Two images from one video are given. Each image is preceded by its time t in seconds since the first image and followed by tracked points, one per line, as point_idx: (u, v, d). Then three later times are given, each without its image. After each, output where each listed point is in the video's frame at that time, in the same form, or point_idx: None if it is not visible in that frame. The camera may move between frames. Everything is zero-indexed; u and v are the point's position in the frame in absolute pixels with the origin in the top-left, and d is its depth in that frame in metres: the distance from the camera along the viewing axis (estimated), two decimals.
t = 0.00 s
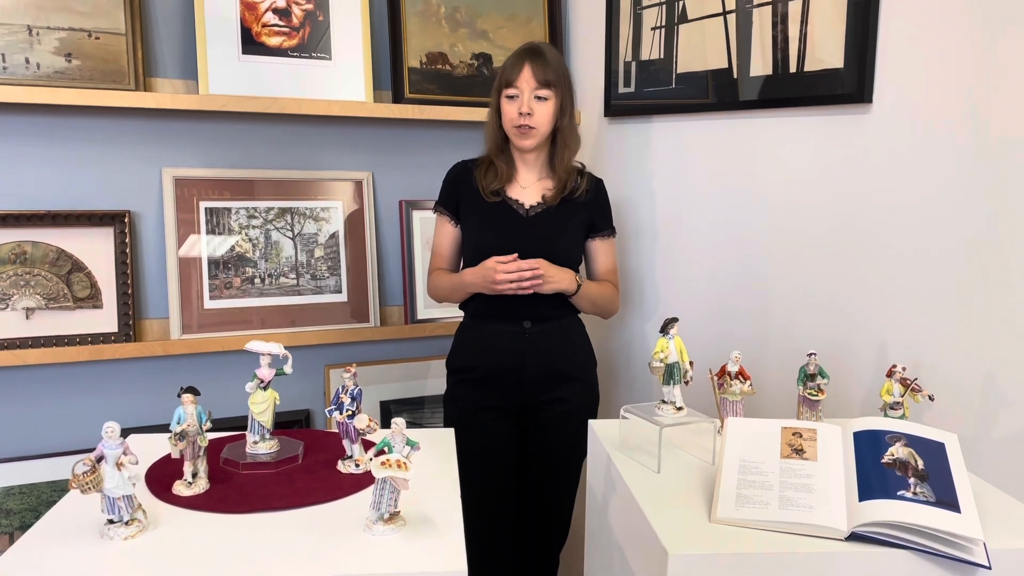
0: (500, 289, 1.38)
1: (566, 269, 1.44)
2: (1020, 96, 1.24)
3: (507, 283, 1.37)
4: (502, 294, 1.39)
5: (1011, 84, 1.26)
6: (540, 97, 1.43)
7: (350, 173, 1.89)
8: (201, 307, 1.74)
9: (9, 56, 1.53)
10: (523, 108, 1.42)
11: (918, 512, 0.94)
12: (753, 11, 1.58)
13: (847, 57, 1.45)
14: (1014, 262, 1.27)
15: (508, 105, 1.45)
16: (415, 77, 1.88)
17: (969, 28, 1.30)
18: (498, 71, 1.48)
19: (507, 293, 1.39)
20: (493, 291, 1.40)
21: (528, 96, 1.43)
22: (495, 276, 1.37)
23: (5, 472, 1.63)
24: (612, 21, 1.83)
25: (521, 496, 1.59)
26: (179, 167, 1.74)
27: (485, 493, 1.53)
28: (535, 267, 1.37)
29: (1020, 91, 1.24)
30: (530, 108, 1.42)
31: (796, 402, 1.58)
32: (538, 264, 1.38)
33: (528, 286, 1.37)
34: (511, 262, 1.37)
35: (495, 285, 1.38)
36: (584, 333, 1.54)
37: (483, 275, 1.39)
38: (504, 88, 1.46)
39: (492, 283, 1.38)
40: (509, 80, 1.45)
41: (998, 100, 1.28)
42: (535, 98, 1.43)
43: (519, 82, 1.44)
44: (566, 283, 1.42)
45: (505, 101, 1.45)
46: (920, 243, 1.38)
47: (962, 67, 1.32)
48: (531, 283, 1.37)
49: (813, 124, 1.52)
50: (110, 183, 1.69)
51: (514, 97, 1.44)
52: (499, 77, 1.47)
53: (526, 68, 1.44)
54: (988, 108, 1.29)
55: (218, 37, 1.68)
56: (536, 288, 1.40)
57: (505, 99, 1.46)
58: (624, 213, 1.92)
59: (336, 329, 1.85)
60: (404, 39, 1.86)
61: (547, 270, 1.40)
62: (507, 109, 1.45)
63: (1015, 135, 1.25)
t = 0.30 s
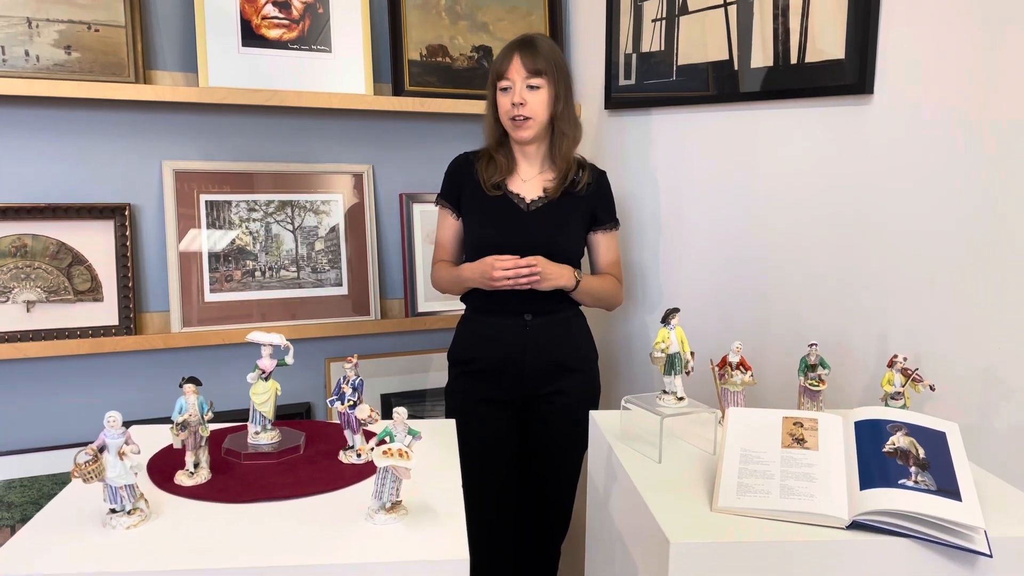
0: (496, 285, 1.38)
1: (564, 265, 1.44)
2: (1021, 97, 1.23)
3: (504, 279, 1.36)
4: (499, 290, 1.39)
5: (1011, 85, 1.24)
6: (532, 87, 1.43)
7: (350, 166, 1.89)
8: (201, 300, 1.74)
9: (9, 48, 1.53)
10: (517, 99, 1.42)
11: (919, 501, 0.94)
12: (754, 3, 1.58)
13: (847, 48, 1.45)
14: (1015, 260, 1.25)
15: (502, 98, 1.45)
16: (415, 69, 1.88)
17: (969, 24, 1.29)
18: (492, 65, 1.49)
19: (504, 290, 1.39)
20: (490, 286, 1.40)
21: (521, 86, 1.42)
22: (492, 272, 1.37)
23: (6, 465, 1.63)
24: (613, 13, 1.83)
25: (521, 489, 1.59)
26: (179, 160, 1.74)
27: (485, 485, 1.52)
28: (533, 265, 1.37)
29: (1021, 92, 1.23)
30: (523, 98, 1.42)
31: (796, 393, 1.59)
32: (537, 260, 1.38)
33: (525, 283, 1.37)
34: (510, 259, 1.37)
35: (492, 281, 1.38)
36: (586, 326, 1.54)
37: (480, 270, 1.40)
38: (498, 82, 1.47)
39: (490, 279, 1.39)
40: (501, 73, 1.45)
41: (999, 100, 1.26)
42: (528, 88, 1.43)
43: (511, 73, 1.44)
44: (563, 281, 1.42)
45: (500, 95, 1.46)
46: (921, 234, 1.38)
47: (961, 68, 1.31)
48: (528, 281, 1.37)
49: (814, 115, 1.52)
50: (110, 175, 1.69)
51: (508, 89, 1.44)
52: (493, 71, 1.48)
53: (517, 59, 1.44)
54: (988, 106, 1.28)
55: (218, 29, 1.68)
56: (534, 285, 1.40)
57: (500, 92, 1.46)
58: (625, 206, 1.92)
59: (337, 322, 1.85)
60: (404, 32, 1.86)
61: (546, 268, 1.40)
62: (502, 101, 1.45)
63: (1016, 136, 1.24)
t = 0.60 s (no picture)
0: (501, 276, 1.38)
1: (568, 256, 1.44)
2: (1021, 96, 1.22)
3: (508, 268, 1.36)
4: (503, 280, 1.39)
5: (1012, 85, 1.23)
6: (534, 81, 1.43)
7: (349, 160, 1.89)
8: (201, 294, 1.74)
9: (7, 42, 1.52)
10: (518, 93, 1.42)
11: (918, 491, 0.94)
12: None
13: (847, 40, 1.44)
14: (1014, 255, 1.25)
15: (503, 92, 1.45)
16: (414, 63, 1.87)
17: (969, 18, 1.29)
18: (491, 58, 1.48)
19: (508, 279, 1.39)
20: (494, 276, 1.39)
21: (522, 81, 1.42)
22: (496, 262, 1.36)
23: (6, 459, 1.64)
24: (612, 6, 1.82)
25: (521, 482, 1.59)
26: (178, 154, 1.74)
27: (486, 478, 1.53)
28: (536, 253, 1.36)
29: (1021, 91, 1.22)
30: (525, 93, 1.42)
31: (796, 386, 1.59)
32: (541, 250, 1.37)
33: (529, 273, 1.37)
34: (513, 247, 1.37)
35: (496, 271, 1.38)
36: (586, 318, 1.54)
37: (484, 260, 1.39)
38: (498, 75, 1.46)
39: (493, 269, 1.38)
40: (502, 67, 1.44)
41: (998, 99, 1.25)
42: (529, 83, 1.43)
43: (512, 68, 1.43)
44: (566, 270, 1.41)
45: (500, 88, 1.45)
46: (920, 227, 1.38)
47: (961, 67, 1.30)
48: (533, 272, 1.38)
49: (814, 108, 1.52)
50: (109, 169, 1.69)
51: (508, 83, 1.44)
52: (493, 65, 1.47)
53: (517, 52, 1.43)
54: (987, 103, 1.27)
55: (216, 23, 1.67)
56: (537, 276, 1.40)
57: (500, 86, 1.46)
58: (624, 199, 1.92)
59: (336, 316, 1.85)
60: (403, 25, 1.85)
61: (550, 258, 1.40)
62: (502, 95, 1.45)
63: (1016, 135, 1.23)
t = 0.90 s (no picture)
0: (502, 268, 1.37)
1: (569, 249, 1.43)
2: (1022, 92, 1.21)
3: (508, 259, 1.35)
4: (504, 271, 1.38)
5: (1011, 85, 1.23)
6: (539, 74, 1.43)
7: (347, 155, 1.88)
8: (199, 290, 1.73)
9: (4, 36, 1.52)
10: (524, 87, 1.41)
11: (919, 485, 0.94)
12: None
13: (847, 33, 1.44)
14: (1014, 249, 1.25)
15: (506, 84, 1.44)
16: (412, 57, 1.86)
17: (970, 11, 1.28)
18: (492, 51, 1.47)
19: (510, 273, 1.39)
20: (496, 268, 1.39)
21: (527, 74, 1.42)
22: (499, 253, 1.36)
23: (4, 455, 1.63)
24: None
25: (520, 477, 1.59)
26: (176, 149, 1.73)
27: (485, 473, 1.52)
28: (538, 244, 1.36)
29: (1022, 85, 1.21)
30: (530, 86, 1.41)
31: (795, 380, 1.59)
32: (542, 243, 1.37)
33: (529, 264, 1.36)
34: (514, 238, 1.36)
35: (498, 261, 1.37)
36: (585, 312, 1.53)
37: (488, 252, 1.38)
38: (500, 68, 1.45)
39: (496, 261, 1.37)
40: (505, 59, 1.43)
41: (998, 99, 1.25)
42: (534, 76, 1.43)
43: (516, 61, 1.42)
44: (566, 263, 1.41)
45: (503, 81, 1.44)
46: (920, 221, 1.37)
47: (962, 61, 1.30)
48: (535, 260, 1.36)
49: (813, 101, 1.51)
50: (106, 164, 1.69)
51: (513, 76, 1.43)
52: (494, 57, 1.45)
53: (522, 45, 1.42)
54: (988, 96, 1.26)
55: (213, 17, 1.67)
56: (538, 268, 1.39)
57: (503, 78, 1.44)
58: (624, 193, 1.92)
59: (335, 311, 1.84)
60: (401, 19, 1.85)
61: (551, 251, 1.39)
62: (505, 88, 1.44)
63: (1017, 129, 1.22)
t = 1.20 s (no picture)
0: (501, 269, 1.37)
1: (566, 250, 1.43)
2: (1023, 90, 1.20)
3: (508, 261, 1.35)
4: (503, 273, 1.38)
5: (1012, 83, 1.22)
6: (542, 72, 1.42)
7: (346, 152, 1.87)
8: (197, 288, 1.73)
9: None
10: (527, 84, 1.40)
11: (919, 484, 0.93)
12: None
13: (847, 29, 1.43)
14: (1015, 247, 1.24)
15: (509, 81, 1.43)
16: (410, 54, 1.85)
17: (970, 7, 1.27)
18: (494, 48, 1.45)
19: (508, 273, 1.38)
20: (495, 270, 1.38)
21: (531, 72, 1.41)
22: (498, 254, 1.35)
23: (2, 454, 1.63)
24: None
25: (519, 476, 1.58)
26: (174, 147, 1.73)
27: (484, 472, 1.52)
28: (538, 247, 1.35)
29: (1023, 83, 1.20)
30: (534, 83, 1.40)
31: (795, 378, 1.58)
32: (542, 245, 1.36)
33: (529, 266, 1.35)
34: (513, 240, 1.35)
35: (497, 263, 1.36)
36: (584, 311, 1.53)
37: (485, 253, 1.38)
38: (502, 65, 1.44)
39: (494, 263, 1.37)
40: (508, 56, 1.42)
41: (997, 99, 1.24)
42: (538, 74, 1.42)
43: (520, 58, 1.41)
44: (564, 265, 1.41)
45: (505, 78, 1.43)
46: (921, 219, 1.37)
47: (963, 59, 1.29)
48: (533, 263, 1.36)
49: (813, 98, 1.51)
50: (104, 162, 1.68)
51: (516, 73, 1.42)
52: (497, 54, 1.44)
53: (526, 43, 1.41)
54: (989, 94, 1.25)
55: (210, 14, 1.66)
56: (537, 270, 1.39)
57: (505, 75, 1.43)
58: (623, 190, 1.91)
59: (334, 309, 1.84)
60: (398, 17, 1.84)
61: (550, 253, 1.39)
62: (507, 85, 1.42)
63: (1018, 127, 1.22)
